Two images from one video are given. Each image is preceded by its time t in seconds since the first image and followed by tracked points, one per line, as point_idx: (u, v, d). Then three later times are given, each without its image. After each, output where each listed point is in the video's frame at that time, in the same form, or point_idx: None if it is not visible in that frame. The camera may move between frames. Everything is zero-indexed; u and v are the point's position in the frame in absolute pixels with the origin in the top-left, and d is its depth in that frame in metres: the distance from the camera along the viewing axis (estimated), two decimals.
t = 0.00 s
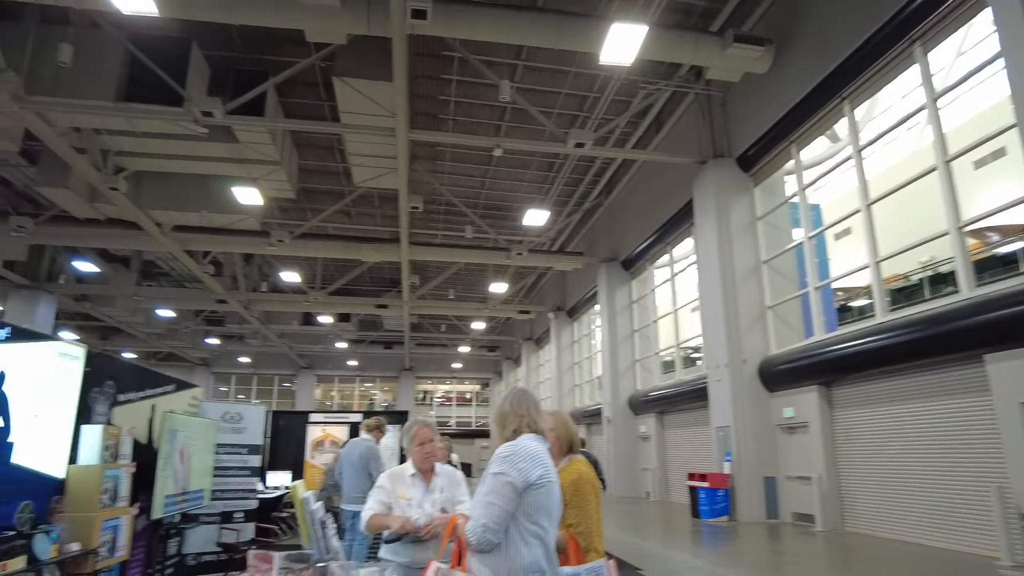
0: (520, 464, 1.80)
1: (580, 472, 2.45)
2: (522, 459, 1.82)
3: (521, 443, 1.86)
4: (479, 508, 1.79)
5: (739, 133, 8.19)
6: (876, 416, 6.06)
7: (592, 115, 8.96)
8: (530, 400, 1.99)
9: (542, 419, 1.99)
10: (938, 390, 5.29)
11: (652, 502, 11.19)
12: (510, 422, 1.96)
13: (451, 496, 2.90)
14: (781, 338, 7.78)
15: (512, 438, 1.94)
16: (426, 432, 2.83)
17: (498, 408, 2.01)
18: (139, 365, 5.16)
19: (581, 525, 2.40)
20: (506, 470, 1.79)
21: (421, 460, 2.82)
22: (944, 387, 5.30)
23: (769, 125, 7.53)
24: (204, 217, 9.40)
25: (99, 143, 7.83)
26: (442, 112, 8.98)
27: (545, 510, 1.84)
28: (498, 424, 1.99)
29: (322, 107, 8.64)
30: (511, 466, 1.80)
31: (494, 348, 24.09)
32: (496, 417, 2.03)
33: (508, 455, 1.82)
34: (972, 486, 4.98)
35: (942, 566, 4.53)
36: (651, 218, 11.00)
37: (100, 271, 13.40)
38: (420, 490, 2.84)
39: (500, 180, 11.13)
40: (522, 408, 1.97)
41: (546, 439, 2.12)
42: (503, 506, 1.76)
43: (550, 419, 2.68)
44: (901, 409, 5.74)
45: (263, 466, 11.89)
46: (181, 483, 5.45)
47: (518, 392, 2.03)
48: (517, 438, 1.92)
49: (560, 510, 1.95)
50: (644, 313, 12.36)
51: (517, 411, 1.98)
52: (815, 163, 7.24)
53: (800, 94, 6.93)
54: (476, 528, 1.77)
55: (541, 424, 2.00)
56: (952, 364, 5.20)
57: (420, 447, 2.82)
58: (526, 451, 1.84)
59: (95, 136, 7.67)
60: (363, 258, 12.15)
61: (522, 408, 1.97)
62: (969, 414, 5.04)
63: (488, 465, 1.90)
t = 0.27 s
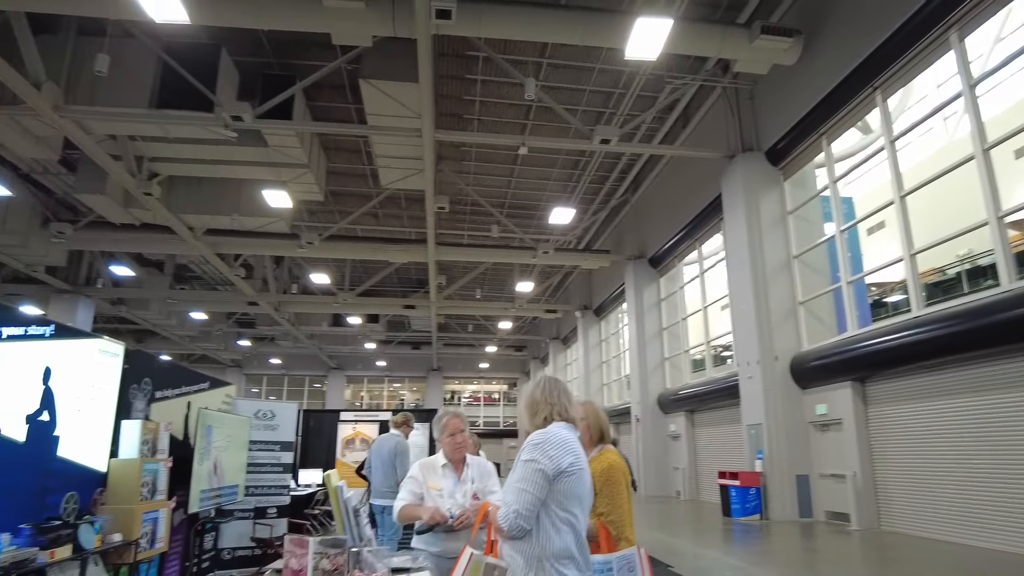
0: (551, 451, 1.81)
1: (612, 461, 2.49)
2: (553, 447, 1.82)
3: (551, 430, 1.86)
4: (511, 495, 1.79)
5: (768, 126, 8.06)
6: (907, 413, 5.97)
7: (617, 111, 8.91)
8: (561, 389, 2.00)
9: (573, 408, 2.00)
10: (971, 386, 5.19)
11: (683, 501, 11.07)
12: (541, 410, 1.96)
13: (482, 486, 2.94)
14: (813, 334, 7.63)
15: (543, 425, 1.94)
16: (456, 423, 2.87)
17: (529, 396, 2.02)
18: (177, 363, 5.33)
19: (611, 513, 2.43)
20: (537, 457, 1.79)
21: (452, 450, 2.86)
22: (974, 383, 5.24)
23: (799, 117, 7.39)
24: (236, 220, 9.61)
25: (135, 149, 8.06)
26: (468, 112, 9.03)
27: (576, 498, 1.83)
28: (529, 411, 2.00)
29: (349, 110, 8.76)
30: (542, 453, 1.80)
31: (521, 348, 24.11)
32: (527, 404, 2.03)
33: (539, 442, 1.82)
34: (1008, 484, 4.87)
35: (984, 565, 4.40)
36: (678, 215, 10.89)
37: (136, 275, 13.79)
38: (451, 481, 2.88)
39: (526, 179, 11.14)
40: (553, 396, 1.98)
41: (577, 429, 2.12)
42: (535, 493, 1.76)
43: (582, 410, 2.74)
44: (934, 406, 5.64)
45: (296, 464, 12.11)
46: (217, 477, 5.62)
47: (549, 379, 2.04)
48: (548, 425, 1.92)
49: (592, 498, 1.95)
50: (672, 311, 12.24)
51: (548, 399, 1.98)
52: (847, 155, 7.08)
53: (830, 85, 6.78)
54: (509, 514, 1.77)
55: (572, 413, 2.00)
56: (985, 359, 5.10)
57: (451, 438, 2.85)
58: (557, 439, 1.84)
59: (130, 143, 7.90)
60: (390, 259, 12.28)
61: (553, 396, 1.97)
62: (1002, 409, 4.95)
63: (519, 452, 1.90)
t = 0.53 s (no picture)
0: (568, 439, 1.81)
1: (629, 451, 2.47)
2: (571, 435, 1.83)
3: (568, 418, 1.87)
4: (529, 481, 1.79)
5: (785, 119, 7.97)
6: (926, 409, 5.91)
7: (633, 106, 8.87)
8: (579, 378, 2.01)
9: (590, 397, 2.01)
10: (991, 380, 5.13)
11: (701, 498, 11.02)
12: (558, 398, 1.98)
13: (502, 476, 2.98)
14: (832, 329, 7.54)
15: (560, 414, 1.95)
16: (475, 413, 2.88)
17: (547, 385, 2.04)
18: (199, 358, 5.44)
19: (629, 502, 2.41)
20: (554, 444, 1.81)
21: (471, 440, 2.89)
22: (993, 377, 5.19)
23: (816, 110, 7.30)
24: (254, 220, 9.73)
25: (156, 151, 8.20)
26: (483, 109, 9.05)
27: (592, 486, 1.84)
28: (547, 400, 2.01)
29: (365, 108, 8.83)
30: (559, 441, 1.81)
31: (537, 345, 24.10)
32: (544, 393, 2.05)
33: (556, 431, 1.83)
34: None
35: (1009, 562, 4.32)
36: (695, 210, 10.81)
37: (158, 275, 14.01)
38: (470, 470, 2.93)
39: (542, 175, 11.13)
40: (571, 385, 1.99)
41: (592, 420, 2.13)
42: (553, 480, 1.76)
43: (598, 400, 2.71)
44: (953, 403, 5.57)
45: (315, 460, 12.24)
46: (238, 471, 5.72)
47: (567, 369, 2.05)
48: (565, 414, 1.93)
49: (607, 488, 1.95)
50: (690, 306, 12.17)
51: (566, 388, 1.99)
52: (867, 147, 6.98)
53: (849, 76, 6.69)
54: (527, 501, 1.77)
55: (589, 403, 2.01)
56: (1006, 353, 5.03)
57: (470, 429, 2.88)
58: (574, 427, 1.85)
59: (151, 144, 8.03)
60: (407, 257, 12.34)
61: (571, 385, 1.99)
62: (1016, 404, 4.94)
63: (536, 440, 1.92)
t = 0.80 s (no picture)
0: (576, 425, 1.80)
1: (640, 437, 2.47)
2: (579, 421, 1.82)
3: (578, 405, 1.87)
4: (536, 466, 1.79)
5: (798, 108, 7.87)
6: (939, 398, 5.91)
7: (644, 97, 8.81)
8: (591, 364, 2.00)
9: (602, 384, 2.00)
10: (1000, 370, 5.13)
11: (714, 490, 11.00)
12: (570, 383, 1.98)
13: (515, 463, 2.98)
14: (846, 319, 7.47)
15: (571, 399, 1.95)
16: (489, 401, 2.89)
17: (559, 371, 2.03)
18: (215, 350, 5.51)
19: (640, 487, 2.40)
20: (562, 430, 1.80)
21: (485, 427, 2.90)
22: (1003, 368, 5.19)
23: (830, 99, 7.21)
24: (267, 213, 9.78)
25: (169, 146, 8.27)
26: (494, 101, 9.03)
27: (601, 471, 1.83)
28: (559, 385, 2.01)
29: (376, 101, 8.84)
30: (567, 426, 1.80)
31: (549, 337, 24.08)
32: (557, 379, 2.05)
33: (563, 416, 1.82)
34: None
35: None
36: (707, 201, 10.73)
37: (173, 269, 14.15)
38: (484, 457, 2.93)
39: (553, 167, 11.10)
40: (584, 371, 1.98)
41: (606, 406, 2.12)
42: (561, 465, 1.75)
43: (609, 386, 2.70)
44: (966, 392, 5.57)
45: (330, 451, 12.37)
46: (253, 460, 5.79)
47: (580, 355, 2.05)
48: (576, 399, 1.93)
49: (616, 474, 1.94)
50: (703, 298, 12.11)
51: (578, 373, 1.99)
52: (882, 135, 6.89)
53: (863, 64, 6.60)
54: (535, 486, 1.77)
55: (601, 389, 2.00)
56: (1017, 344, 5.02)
57: (483, 416, 2.88)
58: (582, 413, 1.84)
59: (164, 139, 8.09)
60: (418, 250, 12.37)
61: (583, 371, 1.98)
62: None
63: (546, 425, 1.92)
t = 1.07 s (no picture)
0: (580, 408, 1.81)
1: (650, 421, 2.48)
2: (583, 404, 1.82)
3: (583, 388, 1.87)
4: (541, 449, 1.81)
5: (811, 93, 7.77)
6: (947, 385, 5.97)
7: (655, 83, 8.74)
8: (599, 347, 2.01)
9: (610, 366, 2.00)
10: (1001, 359, 5.21)
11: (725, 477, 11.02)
12: (578, 366, 1.99)
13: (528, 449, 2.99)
14: (859, 306, 7.41)
15: (578, 382, 1.96)
16: (502, 385, 2.92)
17: (567, 354, 2.05)
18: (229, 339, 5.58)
19: (650, 470, 2.41)
20: (565, 413, 1.81)
21: (498, 412, 2.92)
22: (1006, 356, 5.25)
23: (842, 84, 7.11)
24: (278, 204, 9.83)
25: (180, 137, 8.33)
26: (504, 89, 8.99)
27: (607, 454, 1.83)
28: (567, 368, 2.02)
29: (385, 91, 8.84)
30: (570, 410, 1.81)
31: (559, 326, 24.08)
32: (565, 362, 2.06)
33: (567, 400, 1.83)
34: None
35: None
36: (719, 189, 10.65)
37: (185, 260, 14.28)
38: (497, 442, 2.95)
39: (563, 156, 11.06)
40: (591, 354, 1.99)
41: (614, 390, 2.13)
42: (565, 447, 1.77)
43: (618, 371, 2.71)
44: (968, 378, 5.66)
45: (342, 439, 12.51)
46: (267, 446, 5.86)
47: (588, 338, 2.06)
48: (583, 383, 1.93)
49: (625, 457, 1.93)
50: (714, 286, 12.06)
51: (587, 356, 2.00)
52: (896, 121, 6.80)
53: (876, 48, 6.49)
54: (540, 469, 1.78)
55: (609, 372, 2.01)
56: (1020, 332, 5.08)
57: (497, 400, 2.91)
58: (586, 396, 1.85)
59: (175, 130, 8.13)
60: (429, 240, 12.40)
61: (591, 354, 1.99)
62: None
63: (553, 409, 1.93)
